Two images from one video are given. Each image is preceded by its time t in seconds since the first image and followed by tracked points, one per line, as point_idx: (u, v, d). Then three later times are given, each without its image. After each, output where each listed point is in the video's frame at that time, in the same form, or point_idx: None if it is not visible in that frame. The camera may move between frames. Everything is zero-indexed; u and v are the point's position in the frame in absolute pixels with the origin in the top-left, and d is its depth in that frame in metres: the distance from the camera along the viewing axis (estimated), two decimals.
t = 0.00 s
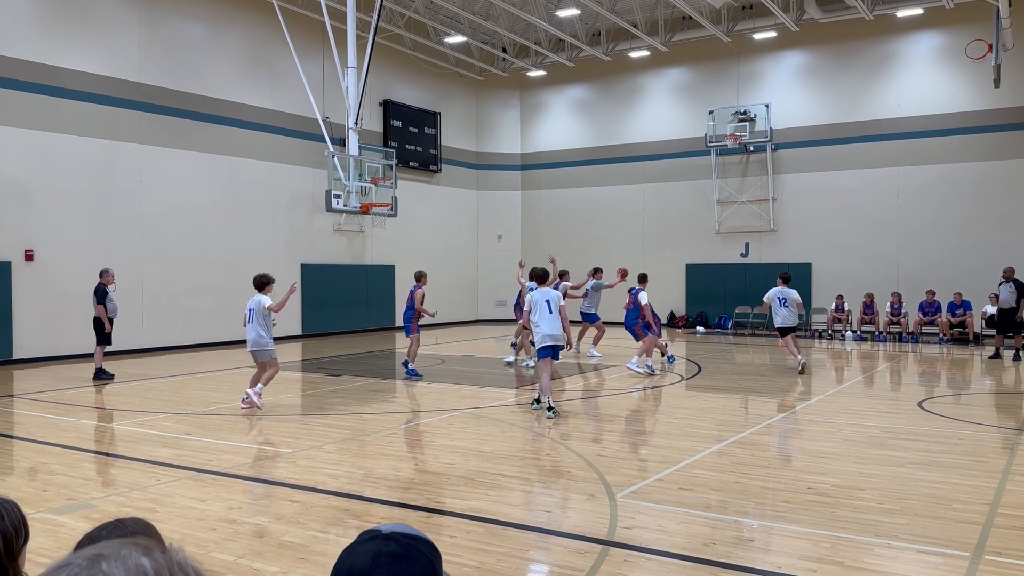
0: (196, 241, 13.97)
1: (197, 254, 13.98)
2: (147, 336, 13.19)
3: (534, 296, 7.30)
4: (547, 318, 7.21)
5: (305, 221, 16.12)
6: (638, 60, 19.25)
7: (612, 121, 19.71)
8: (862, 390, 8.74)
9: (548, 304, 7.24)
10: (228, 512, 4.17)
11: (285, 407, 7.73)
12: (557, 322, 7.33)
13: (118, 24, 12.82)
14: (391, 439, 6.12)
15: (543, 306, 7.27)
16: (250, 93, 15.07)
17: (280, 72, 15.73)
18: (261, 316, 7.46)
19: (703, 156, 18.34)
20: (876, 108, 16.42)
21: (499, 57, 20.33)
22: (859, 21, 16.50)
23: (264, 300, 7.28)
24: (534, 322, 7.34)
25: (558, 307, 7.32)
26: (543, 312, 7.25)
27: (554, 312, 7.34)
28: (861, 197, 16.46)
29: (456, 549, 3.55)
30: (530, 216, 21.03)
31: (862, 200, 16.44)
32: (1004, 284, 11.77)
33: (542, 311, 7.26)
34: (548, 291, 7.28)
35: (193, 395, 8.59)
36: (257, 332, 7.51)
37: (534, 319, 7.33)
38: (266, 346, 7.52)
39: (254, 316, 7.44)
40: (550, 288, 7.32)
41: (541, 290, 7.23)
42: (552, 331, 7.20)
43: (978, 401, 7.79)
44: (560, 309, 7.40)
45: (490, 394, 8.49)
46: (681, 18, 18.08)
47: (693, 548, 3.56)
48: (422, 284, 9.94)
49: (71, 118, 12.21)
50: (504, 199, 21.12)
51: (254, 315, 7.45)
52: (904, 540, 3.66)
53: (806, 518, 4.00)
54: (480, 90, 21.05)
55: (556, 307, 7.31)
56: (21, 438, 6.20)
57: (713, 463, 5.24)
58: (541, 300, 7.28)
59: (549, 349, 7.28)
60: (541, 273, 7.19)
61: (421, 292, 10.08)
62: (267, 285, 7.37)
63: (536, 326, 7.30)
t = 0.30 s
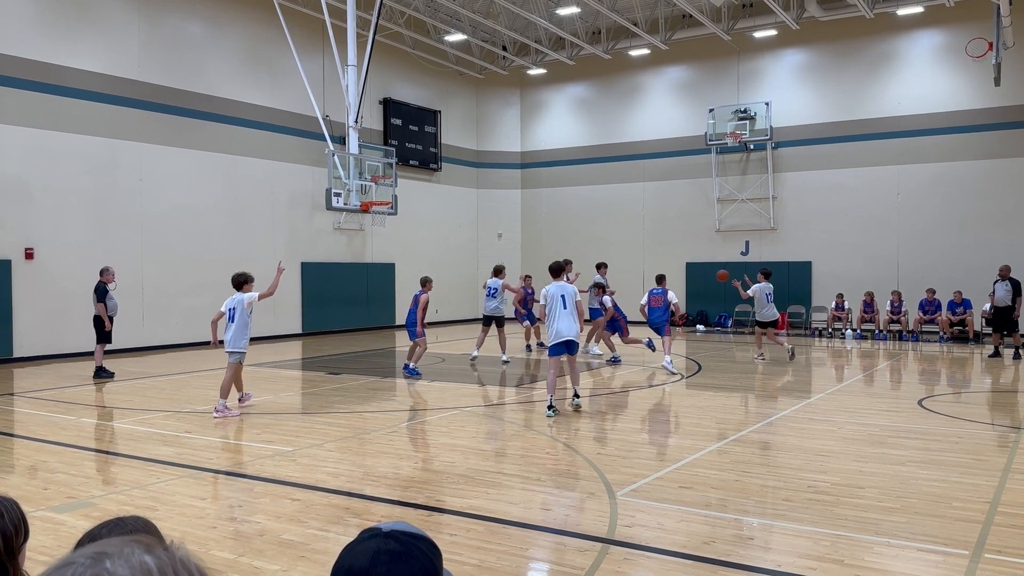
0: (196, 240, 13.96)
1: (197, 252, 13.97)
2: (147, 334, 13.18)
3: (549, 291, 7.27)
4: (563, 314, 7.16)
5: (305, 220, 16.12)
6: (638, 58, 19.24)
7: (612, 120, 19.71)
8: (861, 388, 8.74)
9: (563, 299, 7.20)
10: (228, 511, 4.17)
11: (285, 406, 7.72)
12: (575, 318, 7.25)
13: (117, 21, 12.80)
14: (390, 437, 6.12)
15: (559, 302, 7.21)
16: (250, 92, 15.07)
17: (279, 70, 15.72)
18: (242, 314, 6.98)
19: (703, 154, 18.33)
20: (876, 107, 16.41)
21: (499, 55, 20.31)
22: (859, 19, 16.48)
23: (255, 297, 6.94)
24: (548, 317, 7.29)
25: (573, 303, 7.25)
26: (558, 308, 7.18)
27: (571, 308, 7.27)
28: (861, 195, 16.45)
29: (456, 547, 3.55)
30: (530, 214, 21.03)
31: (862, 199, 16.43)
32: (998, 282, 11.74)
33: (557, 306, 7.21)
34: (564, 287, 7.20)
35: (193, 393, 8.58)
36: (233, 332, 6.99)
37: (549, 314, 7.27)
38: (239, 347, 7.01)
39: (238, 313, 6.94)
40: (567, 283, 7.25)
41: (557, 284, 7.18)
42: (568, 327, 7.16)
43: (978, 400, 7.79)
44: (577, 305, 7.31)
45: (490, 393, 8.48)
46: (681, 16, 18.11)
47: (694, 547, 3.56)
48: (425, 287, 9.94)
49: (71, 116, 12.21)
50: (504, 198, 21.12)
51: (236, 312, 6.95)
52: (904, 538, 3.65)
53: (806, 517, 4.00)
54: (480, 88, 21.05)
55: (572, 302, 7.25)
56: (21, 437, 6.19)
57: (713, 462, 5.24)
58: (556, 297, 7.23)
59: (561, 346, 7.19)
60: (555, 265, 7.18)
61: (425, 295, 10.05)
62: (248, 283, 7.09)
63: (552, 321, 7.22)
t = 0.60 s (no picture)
0: (196, 238, 13.95)
1: (197, 250, 13.97)
2: (147, 332, 13.18)
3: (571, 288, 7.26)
4: (583, 313, 7.16)
5: (305, 218, 16.11)
6: (638, 56, 19.24)
7: (612, 118, 19.70)
8: (861, 386, 8.74)
9: (585, 299, 7.17)
10: (229, 509, 4.17)
11: (285, 404, 7.72)
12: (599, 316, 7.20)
13: (117, 20, 12.78)
14: (390, 436, 6.11)
15: (582, 301, 7.19)
16: (250, 90, 15.06)
17: (279, 68, 15.71)
18: (228, 311, 6.90)
19: (703, 153, 18.31)
20: (876, 105, 16.40)
21: (499, 53, 20.28)
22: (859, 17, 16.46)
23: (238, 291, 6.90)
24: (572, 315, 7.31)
25: (596, 303, 7.20)
26: (580, 307, 7.19)
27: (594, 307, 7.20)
28: (861, 193, 16.44)
29: (455, 545, 3.55)
30: (530, 212, 21.03)
31: (862, 197, 16.43)
32: (992, 281, 11.67)
33: (579, 306, 7.21)
34: (586, 285, 7.16)
35: (193, 391, 8.59)
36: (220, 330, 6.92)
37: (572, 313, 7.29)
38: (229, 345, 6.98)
39: (223, 310, 6.86)
40: (590, 281, 7.19)
41: (578, 283, 7.17)
42: (584, 326, 7.15)
43: (978, 398, 7.79)
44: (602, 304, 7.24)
45: (490, 391, 8.48)
46: (681, 14, 18.12)
47: (693, 545, 3.56)
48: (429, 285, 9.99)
49: (71, 114, 12.20)
50: (504, 196, 21.11)
51: (221, 310, 6.87)
52: (903, 536, 3.66)
53: (805, 515, 4.00)
54: (480, 86, 21.04)
55: (595, 301, 7.19)
56: (21, 435, 6.19)
57: (713, 460, 5.24)
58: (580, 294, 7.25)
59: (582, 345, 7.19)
60: (581, 262, 7.22)
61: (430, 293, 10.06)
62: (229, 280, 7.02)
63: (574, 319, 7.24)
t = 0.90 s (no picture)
0: (196, 236, 13.95)
1: (197, 248, 13.96)
2: (147, 330, 13.17)
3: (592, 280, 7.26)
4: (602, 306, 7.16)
5: (305, 216, 16.11)
6: (638, 54, 19.22)
7: (612, 116, 19.70)
8: (862, 384, 8.74)
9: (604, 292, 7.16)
10: (229, 506, 4.18)
11: (285, 402, 7.72)
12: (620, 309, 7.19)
13: (118, 17, 12.78)
14: (390, 434, 6.12)
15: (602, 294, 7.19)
16: (250, 87, 15.05)
17: (279, 66, 15.70)
18: (218, 310, 6.92)
19: (703, 151, 18.30)
20: (876, 103, 16.39)
21: (499, 51, 20.26)
22: (860, 14, 16.43)
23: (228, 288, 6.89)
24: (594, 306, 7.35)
25: (616, 297, 7.17)
26: (599, 302, 7.20)
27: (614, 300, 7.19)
28: (862, 191, 16.43)
29: (456, 543, 3.55)
30: (531, 210, 21.03)
31: (863, 195, 16.41)
32: (988, 279, 11.67)
33: (599, 298, 7.22)
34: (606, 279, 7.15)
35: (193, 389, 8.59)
36: (214, 328, 6.92)
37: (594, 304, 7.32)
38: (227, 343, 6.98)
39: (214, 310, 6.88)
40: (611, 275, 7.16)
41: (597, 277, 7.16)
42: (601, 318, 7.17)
43: (978, 396, 7.80)
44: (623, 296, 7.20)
45: (491, 389, 8.49)
46: (681, 12, 18.13)
47: (693, 543, 3.56)
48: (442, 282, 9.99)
49: (71, 113, 12.19)
50: (505, 194, 21.10)
51: (212, 309, 6.88)
52: (903, 534, 3.66)
53: (805, 513, 4.00)
54: (480, 84, 21.02)
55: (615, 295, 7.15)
56: (21, 433, 6.19)
57: (714, 458, 5.24)
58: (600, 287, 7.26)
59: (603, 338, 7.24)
60: (603, 256, 7.19)
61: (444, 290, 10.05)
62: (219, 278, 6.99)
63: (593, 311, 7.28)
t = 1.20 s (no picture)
0: (197, 234, 13.96)
1: (197, 247, 13.96)
2: (148, 329, 13.17)
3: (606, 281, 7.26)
4: (618, 308, 7.19)
5: (305, 214, 16.10)
6: (639, 52, 19.20)
7: (613, 114, 19.69)
8: (863, 383, 8.73)
9: (620, 293, 7.16)
10: (230, 504, 4.18)
11: (286, 400, 7.72)
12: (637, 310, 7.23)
13: (118, 16, 12.77)
14: (390, 432, 6.12)
15: (617, 295, 7.20)
16: (251, 86, 15.05)
17: (280, 65, 15.69)
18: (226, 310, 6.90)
19: (704, 149, 18.29)
20: (877, 102, 16.37)
21: (499, 49, 20.25)
22: (861, 12, 16.41)
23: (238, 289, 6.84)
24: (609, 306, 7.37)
25: (631, 297, 7.18)
26: (615, 303, 7.21)
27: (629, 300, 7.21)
28: (862, 189, 16.42)
29: (456, 540, 3.55)
30: (531, 209, 21.01)
31: (863, 193, 16.40)
32: (986, 278, 11.68)
33: (614, 298, 7.22)
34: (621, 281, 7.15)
35: (193, 387, 8.59)
36: (224, 328, 6.91)
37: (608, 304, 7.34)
38: (234, 343, 6.96)
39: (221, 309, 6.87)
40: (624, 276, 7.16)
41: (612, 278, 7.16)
42: (620, 320, 7.18)
43: (979, 394, 7.79)
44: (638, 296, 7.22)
45: (491, 387, 8.49)
46: (681, 10, 18.11)
47: (693, 541, 3.56)
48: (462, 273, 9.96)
49: (72, 111, 12.20)
50: (505, 192, 21.09)
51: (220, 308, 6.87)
52: (903, 532, 3.66)
53: (806, 511, 4.00)
54: (480, 82, 21.00)
55: (630, 295, 7.16)
56: (22, 431, 6.20)
57: (714, 456, 5.24)
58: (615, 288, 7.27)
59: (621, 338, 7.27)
60: (617, 257, 7.18)
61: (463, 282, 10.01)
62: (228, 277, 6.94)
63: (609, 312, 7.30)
